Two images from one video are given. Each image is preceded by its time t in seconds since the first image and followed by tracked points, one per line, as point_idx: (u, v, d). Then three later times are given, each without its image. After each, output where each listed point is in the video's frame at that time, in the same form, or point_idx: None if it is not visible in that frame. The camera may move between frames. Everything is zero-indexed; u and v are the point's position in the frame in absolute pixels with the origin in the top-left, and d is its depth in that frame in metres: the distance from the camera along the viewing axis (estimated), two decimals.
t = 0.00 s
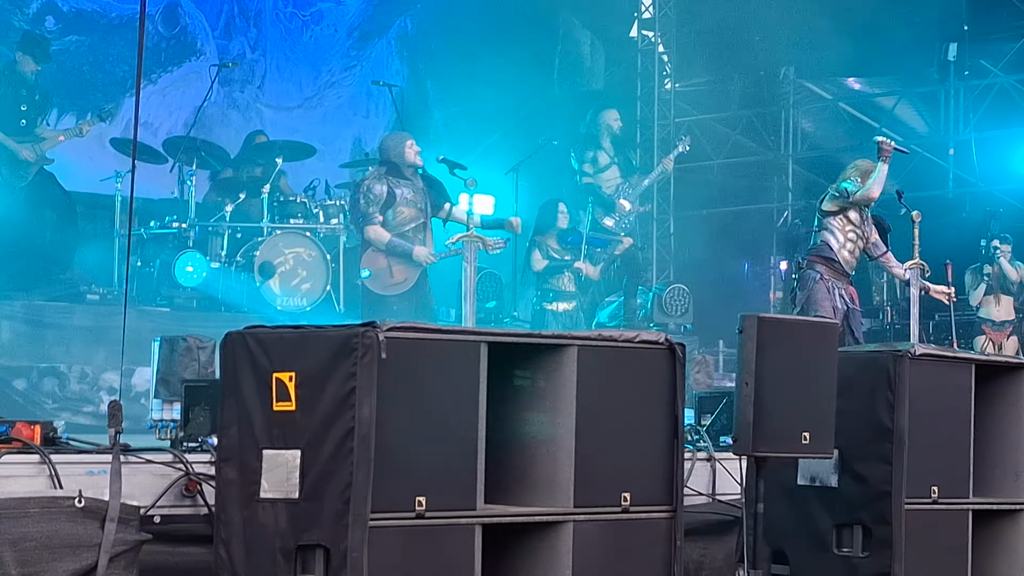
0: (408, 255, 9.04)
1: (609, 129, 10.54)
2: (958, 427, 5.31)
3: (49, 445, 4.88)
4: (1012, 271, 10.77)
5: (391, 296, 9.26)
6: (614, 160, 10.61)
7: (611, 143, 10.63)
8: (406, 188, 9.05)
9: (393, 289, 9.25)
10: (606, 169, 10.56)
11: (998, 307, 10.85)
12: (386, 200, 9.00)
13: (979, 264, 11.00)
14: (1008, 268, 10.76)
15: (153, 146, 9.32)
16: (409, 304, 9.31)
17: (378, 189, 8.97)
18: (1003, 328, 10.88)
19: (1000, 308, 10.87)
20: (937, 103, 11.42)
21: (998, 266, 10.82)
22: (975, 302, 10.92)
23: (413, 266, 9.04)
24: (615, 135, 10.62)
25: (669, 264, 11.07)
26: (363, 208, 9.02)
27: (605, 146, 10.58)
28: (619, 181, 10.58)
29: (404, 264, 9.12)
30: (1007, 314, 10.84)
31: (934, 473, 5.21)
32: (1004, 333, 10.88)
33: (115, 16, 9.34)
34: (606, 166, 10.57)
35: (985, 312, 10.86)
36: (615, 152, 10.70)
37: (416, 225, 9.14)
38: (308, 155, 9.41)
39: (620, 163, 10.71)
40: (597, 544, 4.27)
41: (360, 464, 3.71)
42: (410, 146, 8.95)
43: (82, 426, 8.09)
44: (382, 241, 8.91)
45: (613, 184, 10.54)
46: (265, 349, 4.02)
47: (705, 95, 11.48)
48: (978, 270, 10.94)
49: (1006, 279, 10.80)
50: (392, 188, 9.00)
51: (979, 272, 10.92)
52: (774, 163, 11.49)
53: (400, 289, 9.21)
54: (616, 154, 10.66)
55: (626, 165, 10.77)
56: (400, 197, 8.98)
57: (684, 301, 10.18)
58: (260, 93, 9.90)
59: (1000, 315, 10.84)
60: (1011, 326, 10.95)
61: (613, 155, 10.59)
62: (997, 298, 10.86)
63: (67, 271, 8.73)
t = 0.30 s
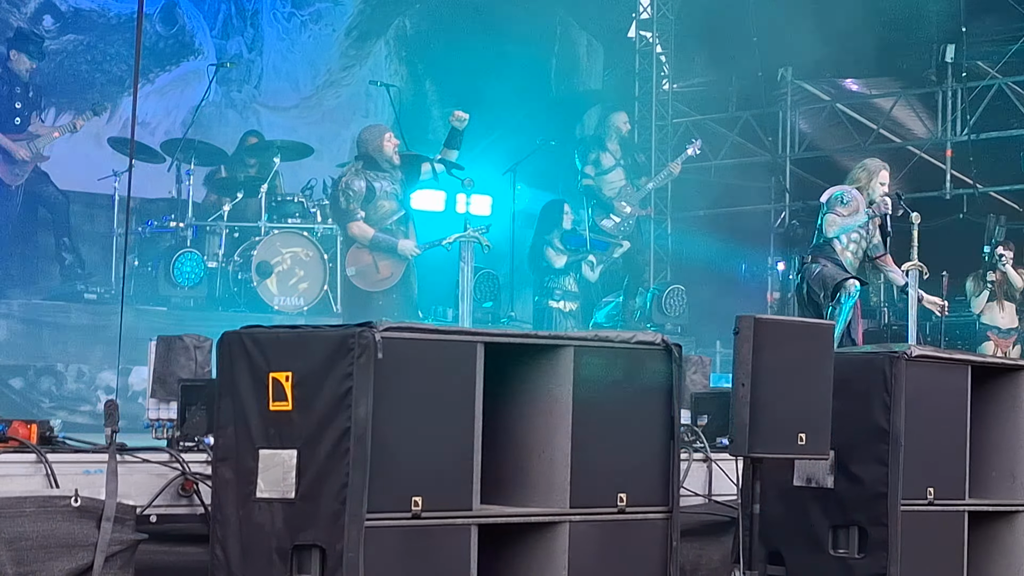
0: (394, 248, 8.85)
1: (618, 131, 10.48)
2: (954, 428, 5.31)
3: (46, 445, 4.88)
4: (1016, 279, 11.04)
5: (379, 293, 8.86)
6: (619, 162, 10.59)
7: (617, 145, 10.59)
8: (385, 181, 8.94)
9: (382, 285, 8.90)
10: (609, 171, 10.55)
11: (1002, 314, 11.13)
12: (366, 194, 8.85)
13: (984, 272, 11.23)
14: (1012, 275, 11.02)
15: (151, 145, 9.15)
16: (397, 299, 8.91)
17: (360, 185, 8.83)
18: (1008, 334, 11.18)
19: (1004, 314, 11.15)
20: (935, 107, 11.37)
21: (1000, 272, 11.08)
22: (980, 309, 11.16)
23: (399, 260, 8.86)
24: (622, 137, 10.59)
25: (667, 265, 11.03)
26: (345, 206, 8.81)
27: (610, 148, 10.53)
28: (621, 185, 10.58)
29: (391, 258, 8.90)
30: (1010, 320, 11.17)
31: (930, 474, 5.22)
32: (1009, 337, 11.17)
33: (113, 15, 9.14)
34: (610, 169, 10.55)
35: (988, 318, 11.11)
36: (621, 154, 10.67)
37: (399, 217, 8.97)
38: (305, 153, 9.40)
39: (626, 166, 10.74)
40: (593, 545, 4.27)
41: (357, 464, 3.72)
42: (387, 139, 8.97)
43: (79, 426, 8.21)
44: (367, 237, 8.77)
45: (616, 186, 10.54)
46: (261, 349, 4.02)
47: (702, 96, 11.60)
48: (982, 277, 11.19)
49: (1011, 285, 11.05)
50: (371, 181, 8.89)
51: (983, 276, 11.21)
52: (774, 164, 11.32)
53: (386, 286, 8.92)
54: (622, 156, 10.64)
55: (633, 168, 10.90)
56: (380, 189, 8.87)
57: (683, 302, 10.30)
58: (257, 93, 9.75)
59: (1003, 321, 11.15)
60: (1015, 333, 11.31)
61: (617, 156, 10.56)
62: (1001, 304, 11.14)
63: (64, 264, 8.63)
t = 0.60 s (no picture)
0: (393, 249, 9.55)
1: (615, 129, 10.99)
2: (950, 430, 5.31)
3: (41, 444, 4.88)
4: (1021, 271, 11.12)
5: (376, 293, 9.48)
6: (617, 160, 10.97)
7: (615, 145, 11.02)
8: (377, 182, 9.59)
9: (378, 285, 9.50)
10: (605, 169, 10.89)
11: (1005, 309, 11.13)
12: (360, 194, 9.45)
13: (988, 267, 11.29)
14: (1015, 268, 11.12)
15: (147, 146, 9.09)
16: (391, 300, 9.62)
17: (354, 184, 9.45)
18: (1011, 330, 11.13)
19: (1008, 309, 11.14)
20: (930, 108, 11.53)
21: (1004, 266, 11.17)
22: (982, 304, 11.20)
23: (396, 259, 9.54)
24: (619, 139, 11.03)
25: (663, 265, 11.01)
26: (340, 206, 9.37)
27: (608, 147, 10.98)
28: (618, 183, 10.91)
29: (387, 258, 9.56)
30: (1014, 315, 11.13)
31: (924, 475, 5.22)
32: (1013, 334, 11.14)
33: (110, 16, 9.14)
34: (607, 167, 10.91)
35: (992, 313, 11.13)
36: (620, 154, 11.04)
37: (391, 217, 9.56)
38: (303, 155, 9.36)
39: (625, 165, 11.02)
40: (587, 546, 4.27)
41: (351, 464, 3.71)
42: (379, 139, 9.74)
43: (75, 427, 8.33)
44: (366, 237, 9.36)
45: (611, 184, 10.88)
46: (256, 350, 4.02)
47: (701, 96, 11.45)
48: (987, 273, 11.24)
49: (1015, 278, 11.16)
50: (365, 182, 9.52)
51: (987, 271, 11.24)
52: (770, 167, 11.40)
53: (384, 285, 9.52)
54: (621, 156, 11.02)
55: (633, 168, 11.02)
56: (373, 190, 9.50)
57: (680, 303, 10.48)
58: (253, 95, 9.71)
59: (1007, 317, 11.12)
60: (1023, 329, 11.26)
61: (614, 155, 10.97)
62: (1005, 299, 11.16)
63: (57, 265, 8.56)
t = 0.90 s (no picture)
0: (397, 255, 9.42)
1: (601, 131, 10.69)
2: (948, 432, 5.32)
3: (38, 446, 4.87)
4: None
5: (379, 297, 9.37)
6: (606, 163, 10.66)
7: (603, 147, 10.73)
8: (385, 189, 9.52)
9: (384, 290, 9.39)
10: (594, 171, 10.59)
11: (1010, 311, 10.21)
12: (369, 198, 9.40)
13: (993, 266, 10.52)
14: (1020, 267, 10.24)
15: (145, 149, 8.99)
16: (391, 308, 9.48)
17: (360, 189, 9.38)
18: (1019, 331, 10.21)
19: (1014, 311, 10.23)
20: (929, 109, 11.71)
21: (1009, 271, 11.38)
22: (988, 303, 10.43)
23: (401, 265, 9.45)
24: (608, 140, 10.73)
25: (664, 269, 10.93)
26: (348, 208, 9.32)
27: (596, 150, 10.67)
28: (606, 187, 10.56)
29: (393, 263, 9.44)
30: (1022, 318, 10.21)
31: (923, 478, 5.22)
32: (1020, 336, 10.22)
33: (107, 18, 9.01)
34: (595, 169, 10.61)
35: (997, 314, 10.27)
36: (607, 156, 10.76)
37: (395, 221, 9.52)
38: (299, 156, 9.40)
39: (613, 166, 10.73)
40: (585, 549, 4.27)
41: (349, 466, 3.71)
42: (385, 145, 9.74)
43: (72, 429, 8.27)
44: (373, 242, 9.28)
45: (601, 186, 10.55)
46: (254, 351, 4.01)
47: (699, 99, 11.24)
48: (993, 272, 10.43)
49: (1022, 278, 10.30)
50: (370, 186, 9.44)
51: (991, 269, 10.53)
52: (768, 170, 11.35)
53: (387, 292, 9.40)
54: (610, 158, 10.72)
55: (624, 168, 10.74)
56: (381, 194, 9.45)
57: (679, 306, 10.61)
58: (250, 97, 9.62)
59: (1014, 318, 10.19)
60: None
61: (603, 158, 10.67)
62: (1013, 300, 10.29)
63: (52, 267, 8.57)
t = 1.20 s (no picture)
0: (412, 262, 9.57)
1: (590, 135, 10.75)
2: (950, 440, 5.31)
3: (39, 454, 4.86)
4: None
5: (395, 303, 9.63)
6: (595, 170, 10.78)
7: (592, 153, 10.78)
8: (401, 196, 9.52)
9: (398, 296, 9.64)
10: (584, 179, 10.71)
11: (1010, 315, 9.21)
12: (385, 205, 9.44)
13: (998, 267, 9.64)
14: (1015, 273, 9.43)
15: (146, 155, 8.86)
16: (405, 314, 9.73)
17: (378, 196, 9.41)
18: None
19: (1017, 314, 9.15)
20: (931, 117, 11.49)
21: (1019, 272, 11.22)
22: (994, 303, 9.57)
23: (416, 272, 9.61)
24: (597, 146, 10.81)
25: (662, 274, 11.14)
26: (365, 215, 9.35)
27: (587, 156, 10.73)
28: (596, 193, 10.77)
29: (409, 270, 9.62)
30: None
31: (924, 486, 5.22)
32: None
33: (110, 24, 8.80)
34: (585, 176, 10.72)
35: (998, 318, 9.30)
36: (597, 162, 10.85)
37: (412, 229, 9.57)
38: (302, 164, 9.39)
39: (601, 173, 10.85)
40: (587, 556, 4.27)
41: (350, 474, 3.72)
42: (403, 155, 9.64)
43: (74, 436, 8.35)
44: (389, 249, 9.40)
45: (589, 194, 10.72)
46: (256, 359, 4.02)
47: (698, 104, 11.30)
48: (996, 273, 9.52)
49: None
50: (390, 195, 9.46)
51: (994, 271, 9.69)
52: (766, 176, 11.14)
53: (402, 298, 9.67)
54: (600, 164, 10.84)
55: (612, 174, 10.94)
56: (398, 202, 9.47)
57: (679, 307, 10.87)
58: (250, 104, 9.41)
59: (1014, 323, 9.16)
60: None
61: (593, 165, 10.76)
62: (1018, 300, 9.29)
63: (53, 275, 8.36)
